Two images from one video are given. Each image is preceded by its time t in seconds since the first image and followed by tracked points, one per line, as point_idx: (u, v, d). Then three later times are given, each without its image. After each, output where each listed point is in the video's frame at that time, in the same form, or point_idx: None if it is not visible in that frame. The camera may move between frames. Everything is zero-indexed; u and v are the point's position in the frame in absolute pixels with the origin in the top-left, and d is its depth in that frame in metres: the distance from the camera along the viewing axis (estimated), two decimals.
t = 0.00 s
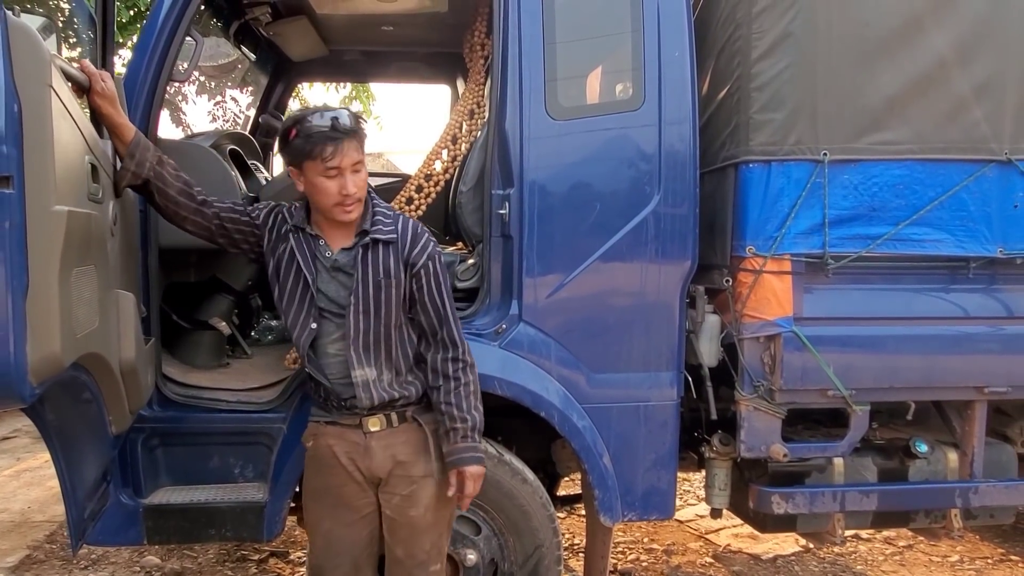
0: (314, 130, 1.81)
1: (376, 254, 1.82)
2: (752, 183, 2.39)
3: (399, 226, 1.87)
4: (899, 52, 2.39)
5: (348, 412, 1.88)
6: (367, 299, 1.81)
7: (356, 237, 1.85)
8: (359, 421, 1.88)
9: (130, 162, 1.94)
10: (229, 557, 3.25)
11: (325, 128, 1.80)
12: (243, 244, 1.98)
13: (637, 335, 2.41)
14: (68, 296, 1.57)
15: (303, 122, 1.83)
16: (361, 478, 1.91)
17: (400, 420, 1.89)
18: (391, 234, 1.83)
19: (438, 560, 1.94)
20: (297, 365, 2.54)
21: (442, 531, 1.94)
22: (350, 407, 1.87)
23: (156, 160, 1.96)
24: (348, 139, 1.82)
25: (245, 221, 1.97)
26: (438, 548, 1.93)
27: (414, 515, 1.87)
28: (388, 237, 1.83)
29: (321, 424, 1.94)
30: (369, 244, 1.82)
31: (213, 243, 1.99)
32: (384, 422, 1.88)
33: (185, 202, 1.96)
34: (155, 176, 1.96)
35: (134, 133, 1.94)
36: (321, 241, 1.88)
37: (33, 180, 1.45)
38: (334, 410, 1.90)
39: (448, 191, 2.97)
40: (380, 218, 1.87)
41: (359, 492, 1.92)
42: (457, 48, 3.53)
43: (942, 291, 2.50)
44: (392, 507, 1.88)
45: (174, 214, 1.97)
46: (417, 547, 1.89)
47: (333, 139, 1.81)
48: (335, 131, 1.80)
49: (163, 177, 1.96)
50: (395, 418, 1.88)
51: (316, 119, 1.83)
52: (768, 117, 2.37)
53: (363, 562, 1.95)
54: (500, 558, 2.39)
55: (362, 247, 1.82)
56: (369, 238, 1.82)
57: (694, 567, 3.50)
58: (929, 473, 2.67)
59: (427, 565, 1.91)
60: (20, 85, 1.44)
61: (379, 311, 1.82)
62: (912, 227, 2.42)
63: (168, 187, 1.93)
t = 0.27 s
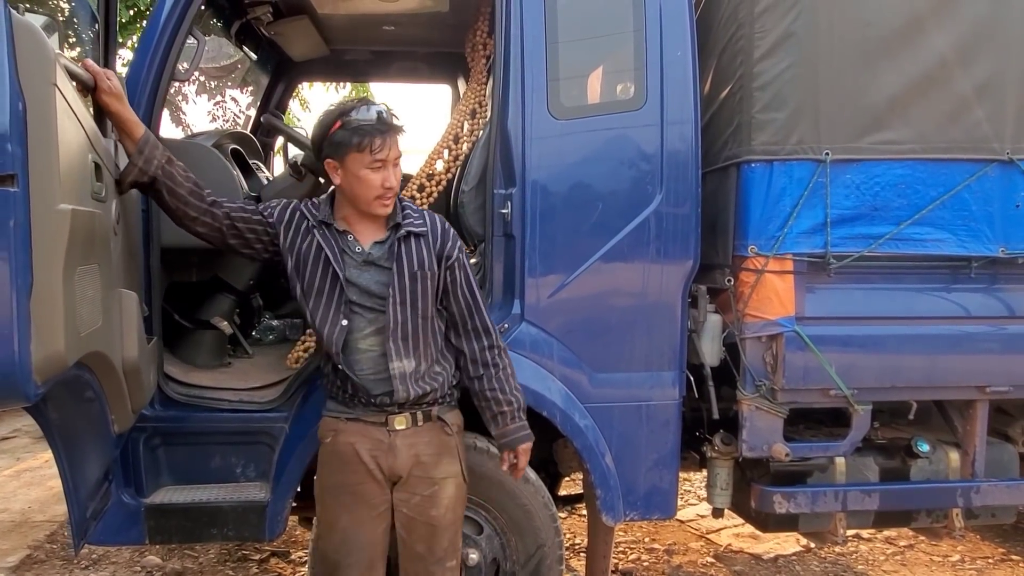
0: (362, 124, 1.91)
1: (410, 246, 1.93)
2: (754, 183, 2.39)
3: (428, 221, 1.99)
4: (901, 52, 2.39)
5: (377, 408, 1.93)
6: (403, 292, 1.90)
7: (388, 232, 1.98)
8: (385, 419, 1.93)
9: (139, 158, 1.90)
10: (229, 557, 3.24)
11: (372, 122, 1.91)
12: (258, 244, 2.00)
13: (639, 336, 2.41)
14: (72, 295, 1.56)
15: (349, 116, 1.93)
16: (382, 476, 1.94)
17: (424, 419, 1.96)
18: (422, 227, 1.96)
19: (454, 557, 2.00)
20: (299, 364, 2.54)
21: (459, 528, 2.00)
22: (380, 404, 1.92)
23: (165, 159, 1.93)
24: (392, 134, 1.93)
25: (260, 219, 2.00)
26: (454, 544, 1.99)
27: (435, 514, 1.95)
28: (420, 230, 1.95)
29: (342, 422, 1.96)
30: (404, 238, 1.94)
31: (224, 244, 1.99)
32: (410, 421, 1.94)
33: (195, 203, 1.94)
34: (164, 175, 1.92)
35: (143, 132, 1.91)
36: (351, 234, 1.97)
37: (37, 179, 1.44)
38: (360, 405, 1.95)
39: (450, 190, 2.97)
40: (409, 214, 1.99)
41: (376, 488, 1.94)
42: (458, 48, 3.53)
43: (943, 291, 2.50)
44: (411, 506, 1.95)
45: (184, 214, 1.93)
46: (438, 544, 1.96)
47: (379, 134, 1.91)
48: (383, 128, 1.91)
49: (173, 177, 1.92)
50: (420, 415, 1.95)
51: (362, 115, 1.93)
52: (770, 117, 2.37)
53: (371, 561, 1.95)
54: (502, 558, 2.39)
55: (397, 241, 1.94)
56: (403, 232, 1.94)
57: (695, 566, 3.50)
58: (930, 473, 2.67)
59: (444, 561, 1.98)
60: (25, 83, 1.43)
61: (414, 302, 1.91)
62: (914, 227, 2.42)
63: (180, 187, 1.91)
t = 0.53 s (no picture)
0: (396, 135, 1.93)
1: (431, 263, 1.96)
2: (756, 183, 2.39)
3: (445, 239, 2.03)
4: (903, 52, 2.39)
5: (393, 418, 1.91)
6: (426, 304, 1.93)
7: (410, 246, 1.99)
8: (401, 430, 1.92)
9: (138, 162, 1.89)
10: (230, 557, 3.24)
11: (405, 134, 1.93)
12: (270, 244, 1.95)
13: (640, 336, 2.41)
14: (76, 293, 1.56)
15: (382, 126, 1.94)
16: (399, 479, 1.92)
17: (439, 425, 1.97)
18: (440, 245, 2.00)
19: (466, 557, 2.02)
20: (301, 363, 2.54)
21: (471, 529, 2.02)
22: (395, 414, 1.90)
23: (166, 159, 1.90)
24: (423, 147, 1.96)
25: (271, 220, 1.95)
26: (467, 544, 2.02)
27: (449, 516, 1.96)
28: (440, 247, 1.99)
29: (358, 436, 1.93)
30: (425, 254, 1.96)
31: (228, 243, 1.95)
32: (425, 429, 1.94)
33: (196, 202, 1.90)
34: (164, 175, 1.89)
35: (140, 132, 1.88)
36: (373, 245, 1.96)
37: (42, 178, 1.44)
38: (374, 417, 1.92)
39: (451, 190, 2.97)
40: (427, 230, 2.02)
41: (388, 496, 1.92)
42: (459, 48, 3.53)
43: (945, 290, 2.50)
44: (424, 510, 1.96)
45: (186, 213, 1.91)
46: (451, 545, 1.98)
47: (411, 146, 1.94)
48: (415, 139, 1.94)
49: (173, 177, 1.89)
50: (436, 423, 1.96)
51: (393, 127, 1.95)
52: (772, 117, 2.37)
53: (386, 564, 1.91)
54: (503, 558, 2.38)
55: (419, 256, 1.96)
56: (425, 248, 1.96)
57: (696, 566, 3.50)
58: (932, 473, 2.67)
59: (456, 562, 2.00)
60: (30, 82, 1.43)
61: (435, 316, 1.94)
62: (916, 226, 2.42)
63: (179, 185, 1.87)
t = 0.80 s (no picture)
0: (398, 139, 1.90)
1: (424, 274, 1.92)
2: (755, 184, 2.40)
3: (440, 248, 1.99)
4: (903, 53, 2.40)
5: (379, 424, 1.90)
6: (416, 314, 1.89)
7: (403, 255, 1.96)
8: (391, 434, 1.90)
9: (128, 161, 1.90)
10: (230, 557, 3.24)
11: (407, 139, 1.91)
12: (265, 242, 1.94)
13: (641, 336, 2.41)
14: (70, 293, 1.56)
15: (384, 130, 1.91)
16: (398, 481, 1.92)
17: (428, 426, 1.95)
18: (435, 255, 1.95)
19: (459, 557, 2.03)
20: (301, 363, 2.54)
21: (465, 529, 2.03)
22: (381, 419, 1.89)
23: (157, 158, 1.90)
24: (424, 152, 1.94)
25: (266, 218, 1.94)
26: (460, 545, 2.03)
27: (441, 517, 1.96)
28: (434, 257, 1.95)
29: (350, 443, 1.93)
30: (419, 264, 1.92)
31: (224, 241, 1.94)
32: (414, 432, 1.92)
33: (190, 200, 1.89)
34: (156, 174, 1.90)
35: (129, 131, 1.89)
36: (367, 250, 1.94)
37: (33, 178, 1.44)
38: (361, 424, 1.91)
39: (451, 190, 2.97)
40: (423, 240, 1.98)
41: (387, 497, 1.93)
42: (459, 48, 3.53)
43: (944, 291, 2.51)
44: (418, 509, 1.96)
45: (180, 210, 1.91)
46: (445, 544, 1.99)
47: (413, 151, 1.92)
48: (416, 144, 1.92)
49: (164, 176, 1.89)
50: (424, 424, 1.94)
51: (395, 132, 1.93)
52: (771, 118, 2.38)
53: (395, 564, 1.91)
54: (503, 558, 2.39)
55: (412, 266, 1.92)
56: (420, 258, 1.92)
57: (695, 567, 3.50)
58: (931, 473, 2.68)
59: (449, 561, 2.01)
60: (23, 83, 1.44)
61: (424, 327, 1.90)
62: (915, 227, 2.43)
63: (170, 183, 1.87)
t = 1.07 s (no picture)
0: (411, 154, 1.86)
1: (429, 282, 1.91)
2: (754, 184, 2.40)
3: (448, 253, 1.96)
4: (902, 53, 2.40)
5: (377, 428, 1.92)
6: (418, 324, 1.89)
7: (408, 264, 1.94)
8: (391, 433, 1.92)
9: (129, 163, 1.91)
10: (230, 557, 3.25)
11: (420, 153, 1.87)
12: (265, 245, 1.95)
13: (641, 336, 2.41)
14: (73, 293, 1.57)
15: (397, 144, 1.87)
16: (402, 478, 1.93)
17: (429, 425, 1.96)
18: (442, 262, 1.93)
19: (458, 557, 2.03)
20: (301, 363, 2.55)
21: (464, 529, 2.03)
22: (382, 423, 1.91)
23: (158, 160, 1.91)
24: (437, 165, 1.90)
25: (265, 221, 1.94)
26: (460, 544, 2.03)
27: (441, 516, 1.97)
28: (440, 266, 1.92)
29: (349, 441, 1.95)
30: (424, 273, 1.91)
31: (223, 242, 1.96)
32: (415, 430, 1.93)
33: (187, 203, 1.90)
34: (156, 177, 1.90)
35: (130, 133, 1.90)
36: (372, 258, 1.93)
37: (38, 178, 1.45)
38: (359, 426, 1.93)
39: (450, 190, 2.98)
40: (430, 247, 1.95)
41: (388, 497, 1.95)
42: (459, 49, 3.53)
43: (943, 291, 2.51)
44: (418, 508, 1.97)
45: (179, 213, 1.92)
46: (443, 543, 2.00)
47: (426, 165, 1.88)
48: (430, 159, 1.89)
49: (164, 179, 1.90)
50: (426, 423, 1.95)
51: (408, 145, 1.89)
52: (770, 118, 2.38)
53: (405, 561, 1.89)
54: (503, 558, 2.39)
55: (416, 275, 1.91)
56: (424, 267, 1.91)
57: (695, 566, 3.51)
58: (930, 473, 2.68)
59: (446, 560, 2.01)
60: (27, 84, 1.45)
61: (427, 337, 1.91)
62: (914, 227, 2.43)
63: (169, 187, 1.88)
